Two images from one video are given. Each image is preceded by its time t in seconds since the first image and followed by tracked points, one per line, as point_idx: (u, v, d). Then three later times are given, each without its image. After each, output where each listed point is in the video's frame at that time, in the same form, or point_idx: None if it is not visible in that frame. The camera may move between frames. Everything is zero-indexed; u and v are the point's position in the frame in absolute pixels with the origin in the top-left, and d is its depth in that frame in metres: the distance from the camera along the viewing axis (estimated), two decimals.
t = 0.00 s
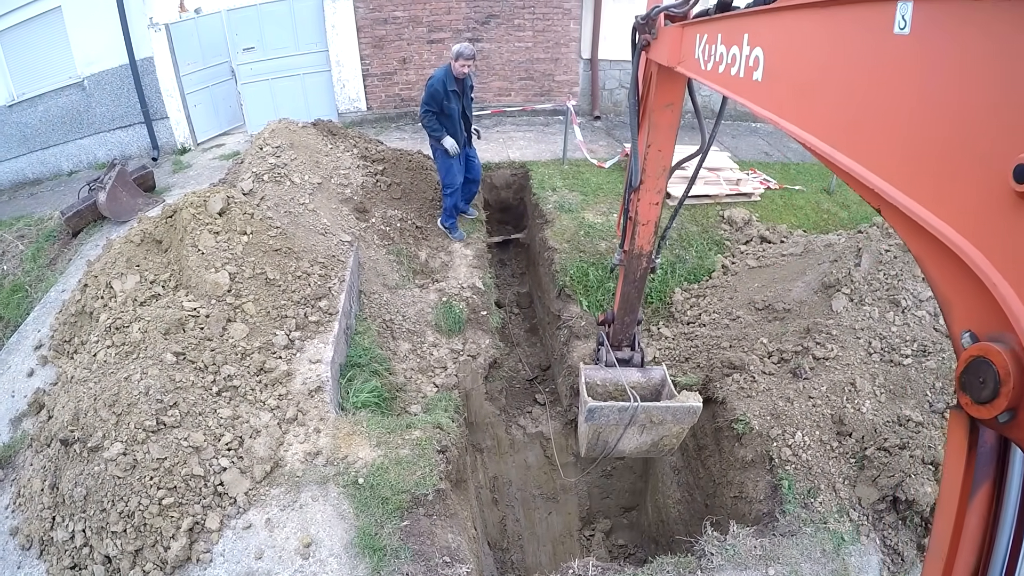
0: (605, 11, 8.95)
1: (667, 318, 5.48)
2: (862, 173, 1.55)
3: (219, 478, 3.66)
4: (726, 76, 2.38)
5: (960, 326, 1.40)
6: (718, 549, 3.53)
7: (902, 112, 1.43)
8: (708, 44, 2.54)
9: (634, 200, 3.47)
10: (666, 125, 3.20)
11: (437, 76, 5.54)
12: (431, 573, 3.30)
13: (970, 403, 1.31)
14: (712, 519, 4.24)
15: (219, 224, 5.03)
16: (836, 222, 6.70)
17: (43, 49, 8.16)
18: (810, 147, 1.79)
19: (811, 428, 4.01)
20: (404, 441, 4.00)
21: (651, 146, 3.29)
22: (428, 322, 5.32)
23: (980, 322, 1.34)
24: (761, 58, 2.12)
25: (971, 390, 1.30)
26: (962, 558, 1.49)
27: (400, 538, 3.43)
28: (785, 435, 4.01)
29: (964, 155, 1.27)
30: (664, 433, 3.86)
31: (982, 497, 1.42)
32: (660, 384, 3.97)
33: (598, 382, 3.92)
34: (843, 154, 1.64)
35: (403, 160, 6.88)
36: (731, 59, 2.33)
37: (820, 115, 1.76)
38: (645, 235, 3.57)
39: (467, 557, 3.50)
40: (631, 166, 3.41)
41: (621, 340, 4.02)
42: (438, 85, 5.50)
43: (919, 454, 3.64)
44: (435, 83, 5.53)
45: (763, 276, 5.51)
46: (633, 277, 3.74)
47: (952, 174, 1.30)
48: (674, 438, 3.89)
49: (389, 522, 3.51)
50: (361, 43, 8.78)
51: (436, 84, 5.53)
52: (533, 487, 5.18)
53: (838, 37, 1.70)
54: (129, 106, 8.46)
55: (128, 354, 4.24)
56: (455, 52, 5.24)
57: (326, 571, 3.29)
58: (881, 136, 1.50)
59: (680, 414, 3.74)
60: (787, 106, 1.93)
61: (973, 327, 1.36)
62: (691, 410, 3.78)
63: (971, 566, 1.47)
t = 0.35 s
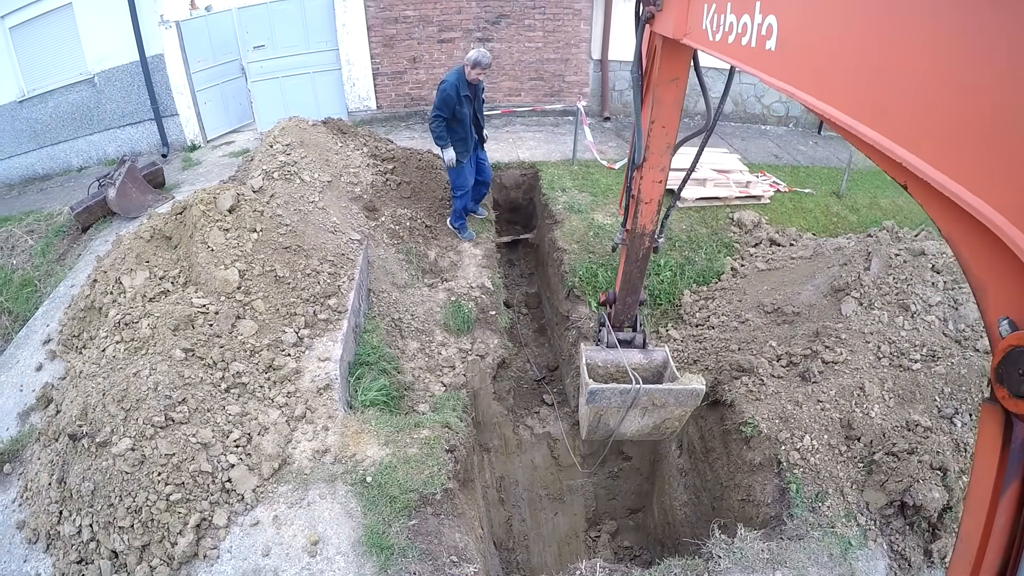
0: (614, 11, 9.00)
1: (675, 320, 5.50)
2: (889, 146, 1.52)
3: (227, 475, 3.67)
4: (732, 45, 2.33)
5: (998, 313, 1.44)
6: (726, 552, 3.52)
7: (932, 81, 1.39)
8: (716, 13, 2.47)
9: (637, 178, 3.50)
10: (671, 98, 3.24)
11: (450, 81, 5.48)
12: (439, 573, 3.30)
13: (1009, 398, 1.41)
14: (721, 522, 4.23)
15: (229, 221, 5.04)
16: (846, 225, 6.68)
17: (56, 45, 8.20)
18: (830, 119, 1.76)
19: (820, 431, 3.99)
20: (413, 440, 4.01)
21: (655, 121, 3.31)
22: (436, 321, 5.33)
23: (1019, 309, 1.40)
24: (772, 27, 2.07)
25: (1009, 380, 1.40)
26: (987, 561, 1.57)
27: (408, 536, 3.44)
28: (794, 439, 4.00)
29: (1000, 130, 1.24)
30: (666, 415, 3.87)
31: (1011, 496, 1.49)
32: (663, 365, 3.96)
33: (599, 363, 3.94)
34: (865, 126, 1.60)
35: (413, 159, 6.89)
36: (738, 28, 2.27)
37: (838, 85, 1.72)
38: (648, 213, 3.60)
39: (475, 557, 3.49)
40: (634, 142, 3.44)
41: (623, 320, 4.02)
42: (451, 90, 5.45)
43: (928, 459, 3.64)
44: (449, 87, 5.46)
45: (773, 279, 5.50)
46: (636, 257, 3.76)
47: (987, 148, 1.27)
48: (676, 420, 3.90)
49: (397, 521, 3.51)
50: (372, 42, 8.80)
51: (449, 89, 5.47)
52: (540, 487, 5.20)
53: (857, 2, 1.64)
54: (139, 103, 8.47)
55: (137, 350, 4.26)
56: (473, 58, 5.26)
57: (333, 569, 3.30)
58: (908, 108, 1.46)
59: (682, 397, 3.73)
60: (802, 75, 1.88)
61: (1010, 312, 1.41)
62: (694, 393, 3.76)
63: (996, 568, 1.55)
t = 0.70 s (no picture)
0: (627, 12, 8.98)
1: (686, 322, 5.53)
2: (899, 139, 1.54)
3: (238, 470, 3.69)
4: (738, 36, 2.35)
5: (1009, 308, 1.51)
6: (735, 556, 3.51)
7: (941, 79, 1.41)
8: (720, 4, 2.50)
9: (637, 169, 3.57)
10: (672, 91, 3.27)
11: (478, 87, 5.41)
12: (448, 571, 3.31)
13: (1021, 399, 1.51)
14: (729, 526, 4.23)
15: (243, 217, 5.05)
16: (858, 230, 6.66)
17: (71, 41, 8.25)
18: (839, 111, 1.78)
19: (831, 437, 3.98)
20: (424, 439, 4.00)
21: (656, 113, 3.37)
22: (447, 321, 5.33)
23: None
24: (779, 17, 2.08)
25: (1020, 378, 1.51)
26: (996, 561, 1.71)
27: (418, 535, 3.44)
28: (804, 444, 3.99)
29: (1005, 132, 1.27)
30: (665, 406, 3.92)
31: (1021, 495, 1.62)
32: (662, 356, 4.09)
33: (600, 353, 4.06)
34: (876, 118, 1.62)
35: (425, 159, 6.91)
36: (744, 19, 2.30)
37: (847, 77, 1.74)
38: (648, 204, 3.68)
39: (484, 557, 3.50)
40: (635, 135, 3.50)
41: (622, 310, 4.15)
42: (478, 98, 5.39)
43: (939, 466, 3.61)
44: (475, 94, 5.40)
45: (785, 282, 5.49)
46: (636, 248, 3.85)
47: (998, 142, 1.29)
48: (674, 410, 3.96)
49: (407, 519, 3.52)
50: (385, 40, 8.81)
51: (475, 95, 5.40)
52: (548, 488, 5.24)
53: None
54: (152, 99, 8.55)
55: (148, 345, 4.28)
56: (506, 71, 5.23)
57: (343, 566, 3.31)
58: (919, 102, 1.49)
59: (681, 387, 3.79)
60: (809, 66, 1.91)
61: (1020, 310, 1.48)
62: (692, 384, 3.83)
63: (1003, 569, 1.70)
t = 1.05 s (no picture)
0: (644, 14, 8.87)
1: (699, 325, 5.62)
2: (900, 139, 1.53)
3: (249, 466, 3.70)
4: (739, 36, 2.35)
5: (1010, 309, 1.50)
6: (745, 561, 3.51)
7: (941, 79, 1.40)
8: (720, 4, 2.51)
9: (637, 165, 3.72)
10: (670, 89, 3.39)
11: (511, 102, 5.44)
12: (458, 571, 3.31)
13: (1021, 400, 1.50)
14: (739, 530, 4.25)
15: (257, 214, 5.07)
16: (871, 236, 6.64)
17: (86, 36, 8.28)
18: (837, 111, 1.77)
19: (842, 442, 3.95)
20: (436, 438, 4.01)
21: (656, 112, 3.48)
22: (460, 320, 5.32)
23: None
24: (779, 19, 2.08)
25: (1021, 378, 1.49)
26: (996, 561, 1.72)
27: (428, 534, 3.44)
28: (816, 450, 3.97)
29: (1006, 132, 1.26)
30: (661, 396, 4.28)
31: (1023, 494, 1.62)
32: (659, 346, 4.43)
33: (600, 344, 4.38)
34: (875, 119, 1.62)
35: (439, 158, 6.93)
36: (744, 19, 2.30)
37: (846, 78, 1.73)
38: (648, 199, 3.83)
39: (494, 557, 3.50)
40: (635, 133, 3.63)
41: (621, 302, 4.45)
42: (509, 113, 5.41)
43: (950, 474, 3.57)
44: (506, 108, 5.42)
45: (798, 287, 5.49)
46: (634, 242, 4.05)
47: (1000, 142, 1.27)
48: (669, 399, 4.32)
49: (418, 518, 3.52)
50: (400, 39, 8.83)
51: (506, 110, 5.42)
52: (558, 489, 5.25)
53: None
54: (167, 95, 8.58)
55: (161, 339, 4.30)
56: (540, 96, 5.20)
57: (353, 564, 3.31)
58: (920, 103, 1.47)
59: (677, 378, 4.11)
60: (808, 65, 1.91)
61: (1020, 310, 1.47)
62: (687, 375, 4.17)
63: (1003, 567, 1.70)
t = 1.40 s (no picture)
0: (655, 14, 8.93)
1: (709, 328, 5.61)
2: (900, 139, 1.52)
3: (259, 463, 3.71)
4: (738, 36, 2.34)
5: (1009, 309, 1.49)
6: (754, 565, 3.50)
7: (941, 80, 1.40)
8: (720, 3, 2.50)
9: (636, 162, 3.73)
10: (669, 88, 3.41)
11: (546, 147, 5.28)
12: (467, 571, 3.32)
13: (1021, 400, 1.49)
14: (748, 534, 4.23)
15: (269, 210, 5.08)
16: (883, 240, 6.61)
17: (100, 32, 8.31)
18: (837, 111, 1.76)
19: (852, 448, 3.94)
20: (446, 438, 4.01)
21: (655, 111, 3.51)
22: (470, 320, 5.30)
23: None
24: (778, 18, 2.07)
25: (1021, 378, 1.48)
26: (996, 561, 1.70)
27: (437, 534, 3.45)
28: (826, 455, 3.96)
29: (1006, 133, 1.25)
30: (659, 390, 4.26)
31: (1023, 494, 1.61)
32: (658, 339, 4.44)
33: (600, 337, 4.41)
34: (875, 119, 1.61)
35: (451, 157, 6.99)
36: (744, 19, 2.29)
37: (845, 78, 1.72)
38: (646, 195, 3.87)
39: (502, 557, 3.50)
40: (633, 130, 3.64)
41: (620, 296, 4.47)
42: (542, 158, 5.28)
43: (960, 481, 3.53)
44: (539, 152, 5.27)
45: (809, 292, 5.48)
46: (631, 238, 4.09)
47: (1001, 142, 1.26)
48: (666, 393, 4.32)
49: (427, 517, 3.53)
50: (413, 38, 8.84)
51: (536, 152, 5.27)
52: (565, 490, 5.25)
53: None
54: (180, 91, 8.65)
55: (172, 335, 4.32)
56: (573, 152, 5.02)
57: (362, 562, 3.32)
58: (921, 103, 1.47)
59: (676, 374, 4.12)
60: (808, 65, 1.90)
61: (1020, 310, 1.46)
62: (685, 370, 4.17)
63: (1003, 568, 1.69)
